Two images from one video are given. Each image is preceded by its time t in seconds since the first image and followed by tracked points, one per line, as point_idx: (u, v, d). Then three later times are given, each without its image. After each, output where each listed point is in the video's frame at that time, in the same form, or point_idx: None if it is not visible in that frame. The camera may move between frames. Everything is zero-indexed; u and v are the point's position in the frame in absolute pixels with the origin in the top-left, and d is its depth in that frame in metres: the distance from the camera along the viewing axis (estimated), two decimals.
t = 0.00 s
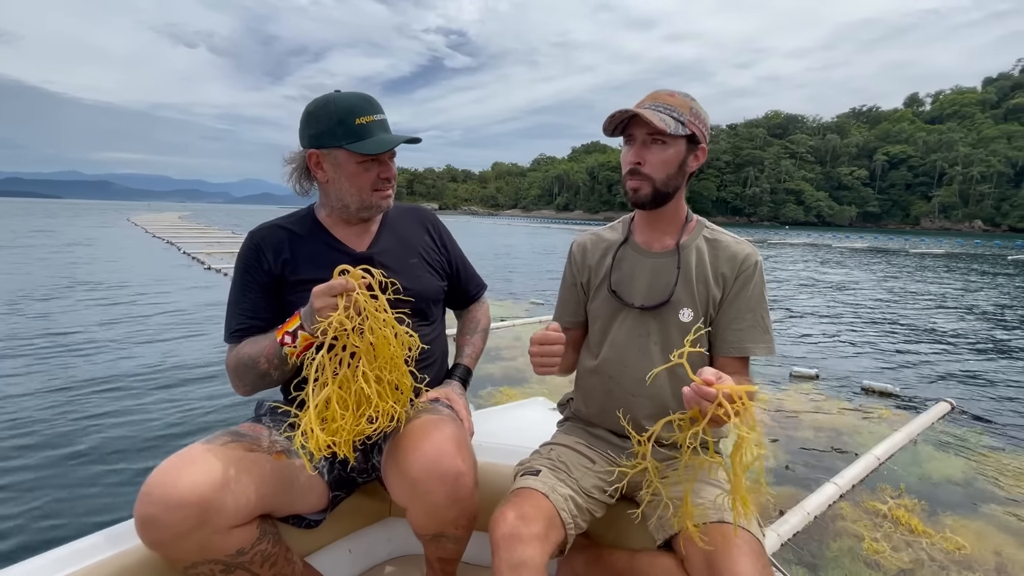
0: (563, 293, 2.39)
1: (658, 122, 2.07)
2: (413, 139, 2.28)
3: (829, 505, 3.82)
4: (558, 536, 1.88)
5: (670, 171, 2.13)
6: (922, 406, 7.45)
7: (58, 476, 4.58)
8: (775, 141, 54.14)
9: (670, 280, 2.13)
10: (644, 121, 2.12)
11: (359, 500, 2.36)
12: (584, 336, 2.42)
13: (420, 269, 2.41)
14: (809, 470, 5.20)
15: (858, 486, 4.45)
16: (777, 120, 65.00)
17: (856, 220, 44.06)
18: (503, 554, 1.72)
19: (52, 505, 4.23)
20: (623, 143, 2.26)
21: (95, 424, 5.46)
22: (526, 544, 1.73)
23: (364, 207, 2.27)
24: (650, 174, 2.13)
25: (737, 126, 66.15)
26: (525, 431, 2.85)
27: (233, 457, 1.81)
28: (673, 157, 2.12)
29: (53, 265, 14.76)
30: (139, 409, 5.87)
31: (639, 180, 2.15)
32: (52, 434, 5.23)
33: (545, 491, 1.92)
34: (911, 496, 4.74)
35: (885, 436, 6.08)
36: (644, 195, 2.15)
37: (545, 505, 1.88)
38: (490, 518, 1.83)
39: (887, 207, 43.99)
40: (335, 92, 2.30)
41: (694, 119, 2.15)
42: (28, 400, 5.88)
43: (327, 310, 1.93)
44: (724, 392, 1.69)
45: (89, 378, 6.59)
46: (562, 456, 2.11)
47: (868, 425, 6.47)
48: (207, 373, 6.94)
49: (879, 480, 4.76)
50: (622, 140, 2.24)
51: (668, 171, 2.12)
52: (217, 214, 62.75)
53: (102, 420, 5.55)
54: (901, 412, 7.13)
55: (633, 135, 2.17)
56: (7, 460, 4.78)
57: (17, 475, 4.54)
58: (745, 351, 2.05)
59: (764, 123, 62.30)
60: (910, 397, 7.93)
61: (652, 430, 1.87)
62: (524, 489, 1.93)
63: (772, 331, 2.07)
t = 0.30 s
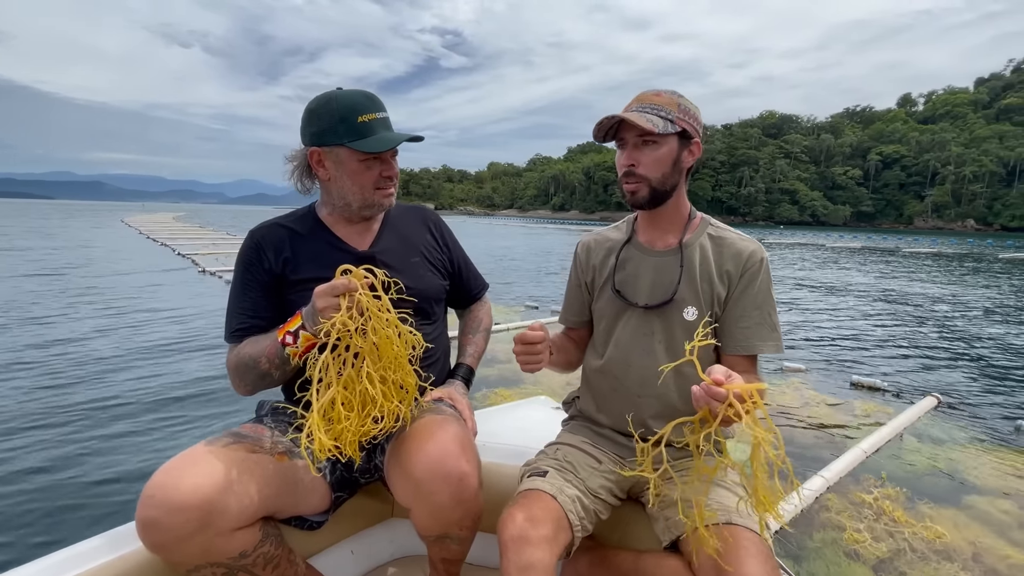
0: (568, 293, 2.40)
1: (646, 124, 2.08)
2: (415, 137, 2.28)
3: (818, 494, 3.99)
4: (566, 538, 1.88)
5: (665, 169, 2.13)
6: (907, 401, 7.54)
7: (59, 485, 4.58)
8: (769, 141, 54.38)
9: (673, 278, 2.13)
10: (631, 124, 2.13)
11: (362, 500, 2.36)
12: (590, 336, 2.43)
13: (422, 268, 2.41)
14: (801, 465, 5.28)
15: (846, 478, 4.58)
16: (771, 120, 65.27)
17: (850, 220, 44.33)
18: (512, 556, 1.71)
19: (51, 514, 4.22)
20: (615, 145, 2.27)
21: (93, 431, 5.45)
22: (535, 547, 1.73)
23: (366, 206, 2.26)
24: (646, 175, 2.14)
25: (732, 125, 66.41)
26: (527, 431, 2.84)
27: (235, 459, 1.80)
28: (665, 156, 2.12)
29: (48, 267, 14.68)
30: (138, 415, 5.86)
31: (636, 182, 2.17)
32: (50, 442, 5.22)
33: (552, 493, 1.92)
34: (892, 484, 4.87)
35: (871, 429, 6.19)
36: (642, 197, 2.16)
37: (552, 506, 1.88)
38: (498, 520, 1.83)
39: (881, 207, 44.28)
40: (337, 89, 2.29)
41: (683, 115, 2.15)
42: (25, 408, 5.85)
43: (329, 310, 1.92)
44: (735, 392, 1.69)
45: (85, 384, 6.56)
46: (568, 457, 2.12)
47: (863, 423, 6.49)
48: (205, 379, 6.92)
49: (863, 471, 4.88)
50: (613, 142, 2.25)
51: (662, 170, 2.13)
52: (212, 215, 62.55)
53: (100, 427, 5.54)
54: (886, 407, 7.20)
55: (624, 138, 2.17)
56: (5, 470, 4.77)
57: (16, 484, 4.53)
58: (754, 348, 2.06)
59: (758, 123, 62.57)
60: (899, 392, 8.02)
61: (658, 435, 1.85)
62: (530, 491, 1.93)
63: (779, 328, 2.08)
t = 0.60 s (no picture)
0: (570, 289, 2.41)
1: (652, 115, 2.09)
2: (412, 128, 2.26)
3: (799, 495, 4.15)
4: (566, 537, 1.87)
5: (671, 160, 2.13)
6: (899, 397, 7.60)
7: (57, 488, 4.56)
8: (764, 141, 54.63)
9: (679, 272, 2.14)
10: (639, 115, 2.13)
11: (360, 497, 2.35)
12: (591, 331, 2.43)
13: (422, 261, 2.40)
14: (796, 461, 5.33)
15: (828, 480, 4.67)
16: (766, 119, 65.57)
17: (844, 219, 44.59)
18: (512, 555, 1.71)
19: (49, 516, 4.20)
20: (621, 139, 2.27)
21: (90, 431, 5.43)
22: (535, 546, 1.72)
23: (365, 197, 2.25)
24: (652, 167, 2.14)
25: (727, 126, 66.68)
26: (527, 427, 2.84)
27: (231, 457, 1.79)
28: (672, 147, 2.12)
29: (45, 269, 14.62)
30: (135, 415, 5.84)
31: (642, 174, 2.16)
32: (47, 443, 5.20)
33: (553, 491, 1.92)
34: (876, 481, 4.92)
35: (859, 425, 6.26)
36: (649, 189, 2.16)
37: (553, 505, 1.88)
38: (498, 519, 1.82)
39: (875, 206, 44.54)
40: (334, 79, 2.28)
41: (689, 107, 2.15)
42: (20, 408, 5.83)
43: (326, 303, 1.91)
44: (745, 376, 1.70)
45: (80, 384, 6.53)
46: (569, 454, 2.12)
47: (856, 418, 6.53)
48: (202, 379, 6.90)
49: (847, 469, 4.95)
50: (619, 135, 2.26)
51: (669, 161, 2.13)
52: (207, 215, 62.30)
53: (96, 426, 5.51)
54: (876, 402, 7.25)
55: (630, 130, 2.18)
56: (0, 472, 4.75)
57: (14, 485, 4.52)
58: (759, 340, 2.06)
59: (753, 123, 62.83)
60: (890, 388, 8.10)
61: (671, 423, 1.87)
62: (531, 489, 1.93)
63: (784, 320, 2.08)
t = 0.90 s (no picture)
0: (570, 285, 2.40)
1: (658, 113, 2.09)
2: (412, 120, 2.25)
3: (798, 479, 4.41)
4: (568, 533, 1.86)
5: (674, 157, 2.13)
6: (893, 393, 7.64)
7: (49, 488, 4.52)
8: (758, 140, 54.82)
9: (682, 267, 2.14)
10: (643, 112, 2.13)
11: (358, 492, 2.34)
12: (592, 328, 2.43)
13: (421, 256, 2.39)
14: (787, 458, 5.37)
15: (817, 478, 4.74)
16: (761, 119, 65.76)
17: (838, 217, 44.80)
18: (514, 551, 1.70)
19: (45, 516, 4.19)
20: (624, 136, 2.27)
21: (83, 433, 5.38)
22: (536, 542, 1.72)
23: (364, 190, 2.24)
24: (653, 163, 2.14)
25: (722, 125, 66.89)
26: (529, 422, 2.85)
27: (229, 452, 1.77)
28: (675, 144, 2.13)
29: (37, 270, 14.50)
30: (128, 416, 5.79)
31: (644, 170, 2.16)
32: (40, 444, 5.15)
33: (555, 488, 1.91)
34: (863, 481, 4.92)
35: (847, 421, 6.32)
36: (650, 184, 2.16)
37: (555, 502, 1.87)
38: (500, 515, 1.82)
39: (868, 204, 44.78)
40: (332, 70, 2.26)
41: (693, 104, 2.15)
42: (12, 410, 5.77)
43: (324, 294, 1.89)
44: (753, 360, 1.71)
45: (73, 386, 6.47)
46: (571, 451, 2.11)
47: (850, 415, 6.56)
48: (196, 380, 6.85)
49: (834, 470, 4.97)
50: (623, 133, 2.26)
51: (671, 158, 2.13)
52: (201, 216, 62.05)
53: (94, 426, 5.50)
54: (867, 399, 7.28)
55: (633, 127, 2.18)
56: None
57: (6, 487, 4.48)
58: (759, 335, 2.06)
59: (748, 122, 63.07)
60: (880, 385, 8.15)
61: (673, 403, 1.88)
62: (533, 486, 1.92)
63: (785, 315, 2.08)
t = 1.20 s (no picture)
0: (567, 285, 2.41)
1: (656, 117, 2.09)
2: (411, 116, 2.25)
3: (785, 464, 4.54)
4: (566, 533, 1.87)
5: (671, 161, 2.14)
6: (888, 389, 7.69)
7: (44, 488, 4.50)
8: (754, 138, 55.01)
9: (678, 268, 2.15)
10: (640, 115, 2.14)
11: (355, 490, 2.34)
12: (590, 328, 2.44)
13: (419, 253, 2.39)
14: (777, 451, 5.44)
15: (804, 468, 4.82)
16: (756, 117, 65.97)
17: (833, 216, 45.02)
18: (512, 551, 1.71)
19: (41, 515, 4.18)
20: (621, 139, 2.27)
21: (79, 433, 5.36)
22: (534, 542, 1.72)
23: (362, 186, 2.23)
24: (652, 168, 2.14)
25: (718, 123, 67.08)
26: (527, 421, 2.86)
27: (227, 448, 1.77)
28: (672, 148, 2.13)
29: (32, 270, 14.41)
30: (124, 415, 5.77)
31: (642, 175, 2.16)
32: (35, 443, 5.13)
33: (554, 488, 1.92)
34: (852, 473, 4.99)
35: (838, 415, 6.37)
36: (648, 191, 2.16)
37: (554, 502, 1.88)
38: (498, 514, 1.83)
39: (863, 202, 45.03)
40: (330, 66, 2.25)
41: (690, 108, 2.16)
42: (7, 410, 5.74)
43: (321, 291, 1.89)
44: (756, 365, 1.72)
45: (69, 386, 6.44)
46: (570, 451, 2.12)
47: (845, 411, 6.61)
48: (193, 380, 6.83)
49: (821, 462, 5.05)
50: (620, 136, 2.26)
51: (668, 162, 2.14)
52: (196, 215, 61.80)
53: (91, 425, 5.49)
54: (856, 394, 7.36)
55: (631, 131, 2.18)
56: None
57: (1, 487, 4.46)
58: (757, 335, 2.07)
59: (743, 120, 63.29)
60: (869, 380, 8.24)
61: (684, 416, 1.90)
62: (532, 486, 1.93)
63: (783, 314, 2.10)
